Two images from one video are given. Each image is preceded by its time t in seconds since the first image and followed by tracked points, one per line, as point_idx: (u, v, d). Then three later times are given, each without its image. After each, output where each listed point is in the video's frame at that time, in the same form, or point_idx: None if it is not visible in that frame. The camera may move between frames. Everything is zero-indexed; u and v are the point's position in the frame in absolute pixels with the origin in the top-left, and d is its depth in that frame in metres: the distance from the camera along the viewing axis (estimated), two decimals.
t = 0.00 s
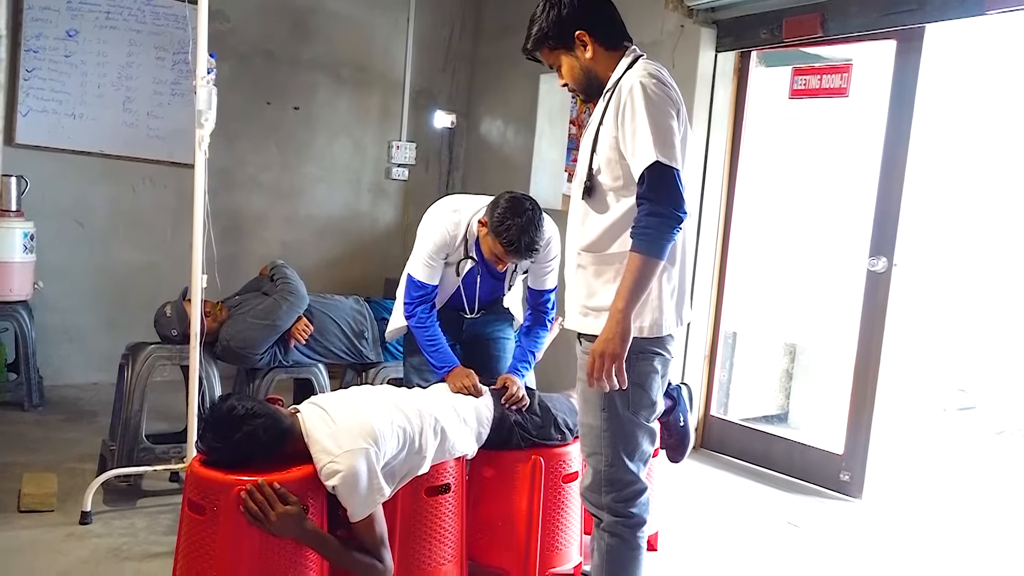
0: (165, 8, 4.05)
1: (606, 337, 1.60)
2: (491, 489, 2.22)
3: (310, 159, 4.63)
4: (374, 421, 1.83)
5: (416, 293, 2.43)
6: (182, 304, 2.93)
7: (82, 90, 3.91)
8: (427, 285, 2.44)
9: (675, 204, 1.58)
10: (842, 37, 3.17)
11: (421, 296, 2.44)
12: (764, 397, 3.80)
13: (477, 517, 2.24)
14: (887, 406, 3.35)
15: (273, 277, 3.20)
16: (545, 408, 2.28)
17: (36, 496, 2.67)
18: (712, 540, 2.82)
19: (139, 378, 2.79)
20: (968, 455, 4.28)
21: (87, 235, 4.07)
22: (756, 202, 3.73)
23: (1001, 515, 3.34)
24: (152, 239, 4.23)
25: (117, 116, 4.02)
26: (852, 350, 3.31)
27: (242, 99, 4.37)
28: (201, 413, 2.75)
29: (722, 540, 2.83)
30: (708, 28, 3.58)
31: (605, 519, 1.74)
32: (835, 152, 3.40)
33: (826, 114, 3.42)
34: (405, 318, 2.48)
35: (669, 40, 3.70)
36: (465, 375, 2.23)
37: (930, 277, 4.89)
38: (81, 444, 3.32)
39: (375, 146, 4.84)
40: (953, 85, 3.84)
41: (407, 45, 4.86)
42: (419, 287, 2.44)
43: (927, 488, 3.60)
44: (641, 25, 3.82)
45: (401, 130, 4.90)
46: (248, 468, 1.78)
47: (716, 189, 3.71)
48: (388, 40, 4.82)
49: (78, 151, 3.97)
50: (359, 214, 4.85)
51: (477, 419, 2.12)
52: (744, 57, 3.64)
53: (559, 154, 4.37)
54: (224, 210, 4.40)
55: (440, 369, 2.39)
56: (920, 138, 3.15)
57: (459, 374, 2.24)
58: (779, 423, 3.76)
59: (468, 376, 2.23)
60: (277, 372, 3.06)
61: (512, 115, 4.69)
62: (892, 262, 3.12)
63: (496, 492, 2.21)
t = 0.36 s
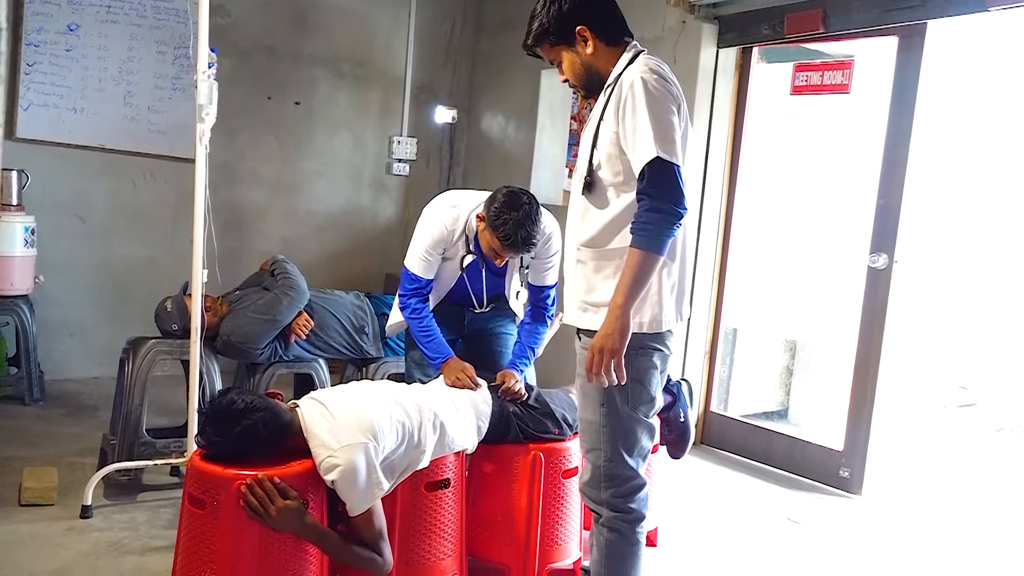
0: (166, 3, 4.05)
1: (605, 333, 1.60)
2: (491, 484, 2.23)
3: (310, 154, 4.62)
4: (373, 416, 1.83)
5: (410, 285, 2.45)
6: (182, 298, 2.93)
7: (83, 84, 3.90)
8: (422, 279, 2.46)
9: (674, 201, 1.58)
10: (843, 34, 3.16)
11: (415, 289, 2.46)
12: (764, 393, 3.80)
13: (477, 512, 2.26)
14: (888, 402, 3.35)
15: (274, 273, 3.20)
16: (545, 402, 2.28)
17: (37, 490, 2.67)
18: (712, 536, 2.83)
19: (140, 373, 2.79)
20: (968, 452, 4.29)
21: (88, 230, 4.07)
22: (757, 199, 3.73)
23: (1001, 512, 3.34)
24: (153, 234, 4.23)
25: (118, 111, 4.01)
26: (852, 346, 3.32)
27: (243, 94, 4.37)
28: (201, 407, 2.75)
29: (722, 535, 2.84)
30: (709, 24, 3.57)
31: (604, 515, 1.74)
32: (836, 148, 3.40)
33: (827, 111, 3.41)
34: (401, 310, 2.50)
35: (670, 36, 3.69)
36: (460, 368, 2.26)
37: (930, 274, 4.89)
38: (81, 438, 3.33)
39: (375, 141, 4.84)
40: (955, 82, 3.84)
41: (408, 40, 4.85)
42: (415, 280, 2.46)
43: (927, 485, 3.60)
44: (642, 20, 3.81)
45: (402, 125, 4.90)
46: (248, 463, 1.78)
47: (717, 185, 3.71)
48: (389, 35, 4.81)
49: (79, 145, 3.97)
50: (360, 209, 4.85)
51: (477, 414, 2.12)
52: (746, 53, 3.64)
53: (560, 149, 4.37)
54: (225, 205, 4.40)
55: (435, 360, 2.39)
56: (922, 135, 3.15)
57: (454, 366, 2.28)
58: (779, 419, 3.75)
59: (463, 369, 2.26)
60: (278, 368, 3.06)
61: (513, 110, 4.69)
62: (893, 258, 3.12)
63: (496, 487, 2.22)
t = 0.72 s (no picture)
0: None
1: (603, 329, 1.60)
2: (491, 481, 2.23)
3: (310, 151, 4.62)
4: (373, 413, 1.83)
5: (412, 283, 2.44)
6: (182, 296, 2.93)
7: (82, 82, 3.90)
8: (425, 276, 2.44)
9: (672, 197, 1.57)
10: (844, 30, 3.16)
11: (417, 285, 2.44)
12: (765, 390, 3.80)
13: (477, 510, 2.26)
14: (888, 399, 3.35)
15: (274, 270, 3.20)
16: (544, 402, 2.28)
17: (37, 488, 2.68)
18: (711, 532, 2.83)
19: (140, 371, 2.79)
20: (968, 447, 4.29)
21: (87, 228, 4.07)
22: (757, 195, 3.72)
23: (1001, 508, 3.35)
24: (153, 231, 4.23)
25: (118, 109, 4.01)
26: (852, 342, 3.32)
27: (242, 91, 4.37)
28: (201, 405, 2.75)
29: (722, 532, 2.84)
30: (709, 20, 3.56)
31: (603, 512, 1.74)
32: (836, 145, 3.40)
33: (827, 107, 3.41)
34: (402, 307, 2.49)
35: (670, 33, 3.68)
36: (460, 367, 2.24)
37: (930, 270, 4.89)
38: (81, 435, 3.33)
39: (375, 138, 4.83)
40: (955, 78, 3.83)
41: (408, 37, 4.84)
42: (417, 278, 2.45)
43: (927, 480, 3.61)
44: (642, 17, 3.81)
45: (402, 122, 4.89)
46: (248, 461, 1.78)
47: (717, 181, 3.70)
48: (389, 32, 4.81)
49: (79, 143, 3.96)
50: (359, 206, 4.84)
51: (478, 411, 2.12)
52: (746, 49, 3.63)
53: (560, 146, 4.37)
54: (224, 202, 4.39)
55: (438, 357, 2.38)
56: (922, 131, 3.14)
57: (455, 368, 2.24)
58: (780, 415, 3.75)
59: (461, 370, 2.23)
60: (278, 365, 3.06)
61: (512, 107, 4.69)
62: (893, 254, 3.12)
63: (496, 485, 2.23)
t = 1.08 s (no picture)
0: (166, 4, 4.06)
1: (603, 334, 1.60)
2: (491, 485, 2.24)
3: (310, 155, 4.63)
4: (373, 418, 1.83)
5: (412, 286, 2.46)
6: (182, 301, 2.93)
7: (82, 86, 3.90)
8: (428, 281, 2.46)
9: (671, 201, 1.58)
10: (842, 33, 3.16)
11: (416, 288, 2.46)
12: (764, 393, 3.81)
13: (477, 513, 2.27)
14: (887, 401, 3.35)
15: (273, 275, 3.21)
16: (543, 404, 2.27)
17: (37, 493, 2.68)
18: (711, 535, 2.83)
19: (140, 375, 2.79)
20: (967, 450, 4.29)
21: (87, 232, 4.07)
22: (756, 199, 3.73)
23: (1002, 510, 3.35)
24: (153, 235, 4.23)
25: (117, 113, 4.01)
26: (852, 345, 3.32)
27: (242, 95, 4.37)
28: (201, 409, 2.75)
29: (724, 538, 2.82)
30: (708, 24, 3.57)
31: (603, 516, 1.74)
32: (835, 148, 3.40)
33: (825, 111, 3.41)
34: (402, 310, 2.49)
35: (668, 37, 3.69)
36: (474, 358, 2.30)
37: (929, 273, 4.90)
38: (81, 440, 3.33)
39: (375, 142, 4.84)
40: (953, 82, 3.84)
41: (407, 41, 4.85)
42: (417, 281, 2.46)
43: (928, 484, 3.60)
44: (641, 20, 3.81)
45: (401, 126, 4.90)
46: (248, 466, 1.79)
47: (716, 185, 3.71)
48: (388, 35, 4.82)
49: (79, 147, 3.97)
50: (359, 210, 4.85)
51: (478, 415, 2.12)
52: (744, 52, 3.64)
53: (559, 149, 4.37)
54: (224, 206, 4.40)
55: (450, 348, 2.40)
56: (920, 134, 3.15)
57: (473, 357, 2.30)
58: (779, 419, 3.75)
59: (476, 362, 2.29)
60: (278, 369, 3.06)
61: (511, 110, 4.69)
62: (892, 257, 3.13)
63: (496, 489, 2.23)
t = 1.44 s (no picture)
0: (167, 16, 4.08)
1: (602, 345, 1.61)
2: (490, 495, 2.24)
3: (310, 165, 4.64)
4: (373, 428, 1.83)
5: (413, 293, 2.45)
6: (182, 311, 2.93)
7: (83, 97, 3.92)
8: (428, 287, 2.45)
9: (671, 212, 1.59)
10: (839, 45, 3.18)
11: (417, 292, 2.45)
12: (764, 403, 3.82)
13: (476, 523, 2.27)
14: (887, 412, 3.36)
15: (273, 285, 3.21)
16: (544, 414, 2.28)
17: (37, 503, 2.68)
18: (710, 546, 2.83)
19: (139, 385, 2.79)
20: (967, 460, 4.29)
21: (88, 242, 4.08)
22: (755, 209, 3.74)
23: (1002, 521, 3.34)
24: (153, 246, 4.24)
25: (118, 123, 4.03)
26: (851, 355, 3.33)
27: (242, 106, 4.39)
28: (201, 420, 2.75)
29: (723, 548, 2.82)
30: (706, 36, 3.59)
31: (603, 526, 1.74)
32: (833, 159, 3.42)
33: (824, 122, 3.43)
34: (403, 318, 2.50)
35: (667, 48, 3.71)
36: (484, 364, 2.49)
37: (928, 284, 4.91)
38: (80, 450, 3.33)
39: (375, 152, 4.86)
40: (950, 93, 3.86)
41: (407, 52, 4.88)
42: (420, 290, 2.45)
43: (928, 494, 3.60)
44: (640, 32, 3.84)
45: (401, 136, 4.92)
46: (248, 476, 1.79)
47: (715, 196, 3.72)
48: (388, 46, 4.84)
49: (80, 158, 3.98)
50: (359, 220, 4.86)
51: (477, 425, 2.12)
52: (743, 64, 3.66)
53: (559, 160, 4.39)
54: (224, 216, 4.41)
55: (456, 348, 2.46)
56: (917, 146, 3.17)
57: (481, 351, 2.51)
58: (779, 429, 3.75)
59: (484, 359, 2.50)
60: (278, 380, 3.05)
61: (511, 121, 4.71)
62: (891, 268, 3.13)
63: (496, 499, 2.23)
